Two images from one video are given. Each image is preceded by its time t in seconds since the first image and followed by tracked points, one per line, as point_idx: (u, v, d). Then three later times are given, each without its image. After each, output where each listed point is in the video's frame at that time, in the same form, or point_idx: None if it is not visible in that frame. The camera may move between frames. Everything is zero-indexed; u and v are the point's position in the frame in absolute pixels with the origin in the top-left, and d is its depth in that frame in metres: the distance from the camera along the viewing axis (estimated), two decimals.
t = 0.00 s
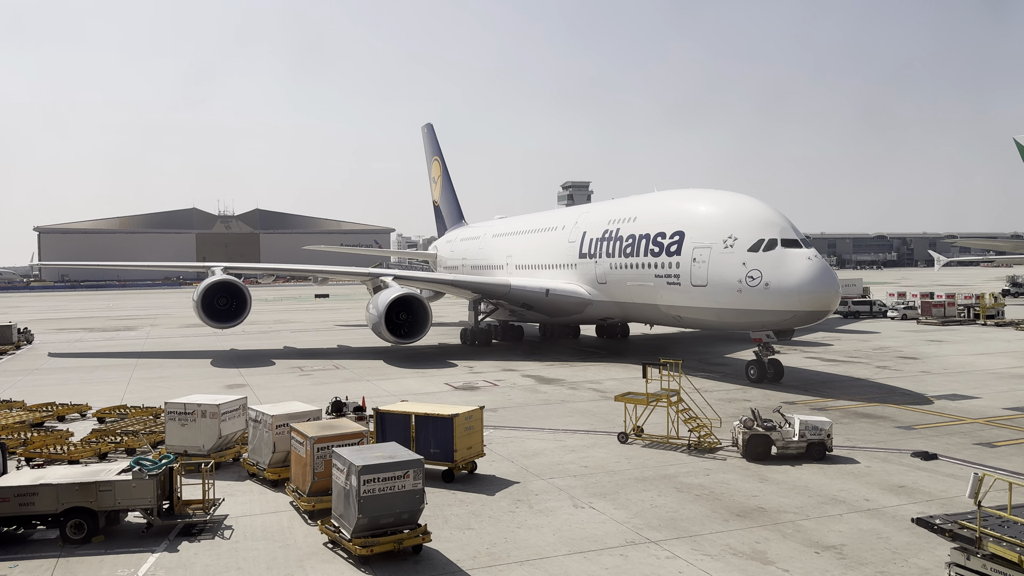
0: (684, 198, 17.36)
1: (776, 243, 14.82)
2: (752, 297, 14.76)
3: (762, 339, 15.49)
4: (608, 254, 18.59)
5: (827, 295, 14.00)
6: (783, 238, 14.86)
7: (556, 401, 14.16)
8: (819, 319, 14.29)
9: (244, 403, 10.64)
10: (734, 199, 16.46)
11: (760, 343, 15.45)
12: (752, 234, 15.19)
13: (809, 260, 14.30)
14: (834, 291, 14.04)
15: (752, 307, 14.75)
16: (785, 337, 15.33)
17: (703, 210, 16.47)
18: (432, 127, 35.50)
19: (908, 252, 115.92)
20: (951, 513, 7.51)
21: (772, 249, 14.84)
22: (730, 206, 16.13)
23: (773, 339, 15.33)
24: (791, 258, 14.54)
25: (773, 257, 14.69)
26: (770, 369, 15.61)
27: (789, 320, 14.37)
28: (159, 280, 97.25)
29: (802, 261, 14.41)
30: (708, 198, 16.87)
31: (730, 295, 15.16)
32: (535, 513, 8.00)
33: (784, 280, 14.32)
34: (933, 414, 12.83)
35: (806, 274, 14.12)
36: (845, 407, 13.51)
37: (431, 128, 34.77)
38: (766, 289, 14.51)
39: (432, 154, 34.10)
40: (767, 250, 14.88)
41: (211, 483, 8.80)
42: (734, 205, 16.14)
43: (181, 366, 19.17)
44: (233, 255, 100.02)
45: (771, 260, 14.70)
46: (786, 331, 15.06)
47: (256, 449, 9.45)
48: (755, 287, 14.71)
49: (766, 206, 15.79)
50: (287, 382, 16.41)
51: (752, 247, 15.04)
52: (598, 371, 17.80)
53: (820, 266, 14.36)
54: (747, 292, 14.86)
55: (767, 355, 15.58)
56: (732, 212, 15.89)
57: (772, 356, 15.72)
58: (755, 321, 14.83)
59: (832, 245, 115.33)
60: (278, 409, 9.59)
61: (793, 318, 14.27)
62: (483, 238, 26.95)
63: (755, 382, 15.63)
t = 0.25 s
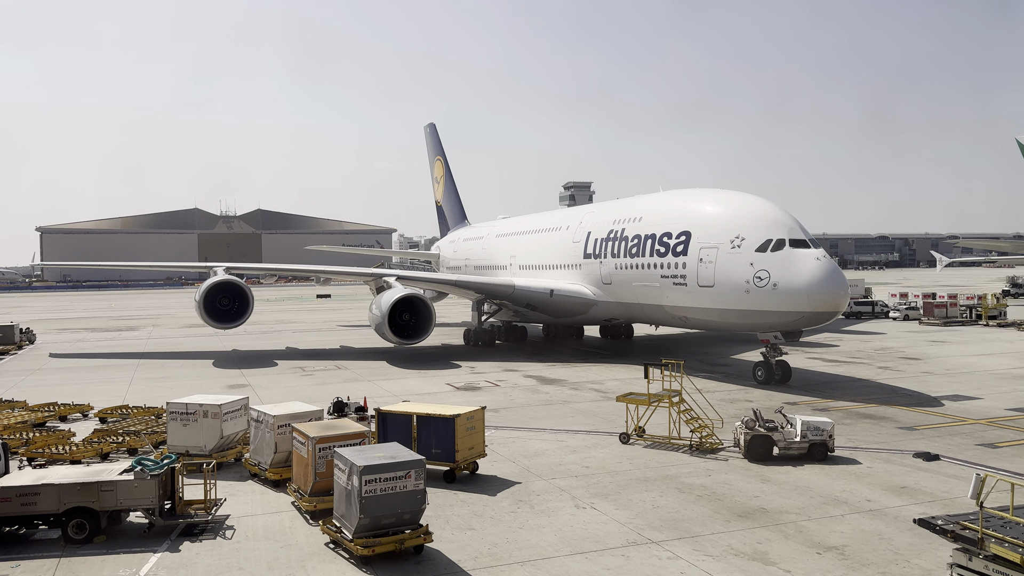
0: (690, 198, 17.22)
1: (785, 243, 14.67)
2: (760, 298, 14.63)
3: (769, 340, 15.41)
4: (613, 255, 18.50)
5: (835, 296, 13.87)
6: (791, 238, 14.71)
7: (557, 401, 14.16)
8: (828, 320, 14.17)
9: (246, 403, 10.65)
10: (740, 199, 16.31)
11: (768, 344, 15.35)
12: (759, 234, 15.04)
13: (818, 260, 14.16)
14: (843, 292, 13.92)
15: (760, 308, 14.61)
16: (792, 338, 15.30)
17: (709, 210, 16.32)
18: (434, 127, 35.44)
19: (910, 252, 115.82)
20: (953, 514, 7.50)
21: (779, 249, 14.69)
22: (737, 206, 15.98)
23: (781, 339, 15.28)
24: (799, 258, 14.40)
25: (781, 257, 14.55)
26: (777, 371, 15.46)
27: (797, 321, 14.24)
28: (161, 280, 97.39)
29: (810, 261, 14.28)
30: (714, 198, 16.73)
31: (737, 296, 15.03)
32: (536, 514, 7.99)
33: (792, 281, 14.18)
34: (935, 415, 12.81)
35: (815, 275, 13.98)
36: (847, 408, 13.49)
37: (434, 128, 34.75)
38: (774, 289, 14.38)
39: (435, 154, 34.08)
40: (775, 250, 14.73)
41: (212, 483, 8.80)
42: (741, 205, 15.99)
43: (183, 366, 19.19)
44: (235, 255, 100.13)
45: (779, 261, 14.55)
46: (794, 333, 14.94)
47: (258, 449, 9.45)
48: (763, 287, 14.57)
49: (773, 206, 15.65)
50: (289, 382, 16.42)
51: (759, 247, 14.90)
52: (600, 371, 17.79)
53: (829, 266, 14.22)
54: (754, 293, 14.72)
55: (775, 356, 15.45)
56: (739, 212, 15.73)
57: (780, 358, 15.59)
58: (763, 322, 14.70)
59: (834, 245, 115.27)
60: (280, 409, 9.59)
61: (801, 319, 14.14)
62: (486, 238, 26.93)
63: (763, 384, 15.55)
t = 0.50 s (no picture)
0: (696, 198, 17.15)
1: (792, 243, 14.60)
2: (767, 299, 14.55)
3: (777, 341, 15.24)
4: (618, 255, 18.46)
5: (844, 297, 13.82)
6: (799, 239, 14.64)
7: (559, 402, 14.16)
8: (836, 321, 14.10)
9: (247, 403, 10.65)
10: (746, 199, 16.24)
11: (775, 345, 15.18)
12: (766, 234, 14.96)
13: (826, 261, 14.09)
14: (852, 293, 13.87)
15: (768, 309, 14.54)
16: (801, 339, 15.14)
17: (715, 210, 16.24)
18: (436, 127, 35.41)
19: (912, 253, 115.73)
20: (955, 515, 7.50)
21: (787, 250, 14.62)
22: (743, 206, 15.90)
23: (789, 340, 15.11)
24: (807, 259, 14.33)
25: (788, 257, 14.47)
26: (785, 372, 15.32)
27: (805, 322, 14.17)
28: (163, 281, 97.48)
29: (818, 261, 14.21)
30: (720, 198, 16.66)
31: (744, 297, 14.95)
32: (538, 514, 7.99)
33: (800, 282, 14.11)
34: (937, 416, 12.79)
35: (824, 275, 13.92)
36: (849, 408, 13.48)
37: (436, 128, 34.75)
38: (782, 290, 14.31)
39: (437, 154, 34.09)
40: (782, 251, 14.66)
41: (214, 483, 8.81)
42: (747, 205, 15.91)
43: (185, 366, 19.20)
44: (237, 255, 100.20)
45: (787, 261, 14.48)
46: (801, 333, 14.88)
47: (259, 450, 9.46)
48: (771, 288, 14.49)
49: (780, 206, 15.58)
50: (290, 382, 16.44)
51: (767, 248, 14.82)
52: (601, 372, 17.79)
53: (837, 267, 14.17)
54: (762, 294, 14.64)
55: (782, 358, 15.27)
56: (746, 213, 15.66)
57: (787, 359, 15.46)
58: (771, 323, 14.62)
59: (836, 246, 115.20)
60: (281, 410, 9.60)
61: (809, 320, 14.09)
62: (489, 238, 26.93)
63: (770, 386, 15.43)
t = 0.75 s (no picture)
0: (701, 198, 17.05)
1: (800, 243, 14.48)
2: (774, 299, 14.46)
3: (784, 342, 15.15)
4: (623, 256, 18.43)
5: (852, 298, 13.70)
6: (806, 239, 14.51)
7: (560, 403, 14.16)
8: (845, 322, 13.98)
9: (249, 404, 10.66)
10: (752, 199, 16.13)
11: (781, 346, 15.12)
12: (773, 234, 14.85)
13: (834, 261, 13.97)
14: (859, 293, 13.75)
15: (775, 309, 14.45)
16: (808, 341, 15.06)
17: (721, 210, 16.14)
18: (438, 127, 35.30)
19: (913, 253, 115.67)
20: (957, 516, 7.49)
21: (794, 250, 14.50)
22: (749, 206, 15.79)
23: (796, 342, 15.01)
24: (814, 259, 14.23)
25: (795, 258, 14.36)
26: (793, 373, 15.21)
27: (813, 323, 14.07)
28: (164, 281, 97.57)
29: (826, 262, 14.10)
30: (725, 198, 16.56)
31: (751, 297, 14.87)
32: (539, 515, 7.98)
33: (807, 282, 14.01)
34: (939, 416, 12.78)
35: (831, 276, 13.81)
36: (850, 409, 13.47)
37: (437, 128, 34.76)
38: (789, 291, 14.21)
39: (438, 154, 34.12)
40: (790, 251, 14.55)
41: (216, 484, 8.82)
42: (754, 204, 15.79)
43: (186, 367, 19.21)
44: (238, 256, 100.27)
45: (794, 262, 14.37)
46: (808, 334, 14.80)
47: (261, 450, 9.46)
48: (778, 289, 14.39)
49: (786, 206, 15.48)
50: (292, 383, 16.44)
51: (773, 248, 14.71)
52: (602, 372, 17.78)
53: (845, 267, 14.05)
54: (769, 294, 14.55)
55: (789, 360, 15.18)
56: (753, 212, 15.55)
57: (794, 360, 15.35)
58: (778, 324, 14.53)
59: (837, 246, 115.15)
60: (283, 410, 9.60)
61: (817, 322, 13.98)
62: (491, 239, 26.92)
63: (776, 388, 15.31)
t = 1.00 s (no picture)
0: (707, 198, 16.99)
1: (807, 244, 14.39)
2: (781, 300, 14.34)
3: (791, 343, 15.07)
4: (627, 256, 18.41)
5: (860, 299, 13.57)
6: (814, 240, 14.41)
7: (561, 403, 14.16)
8: (853, 323, 13.83)
9: (250, 405, 10.66)
10: (758, 199, 16.05)
11: (788, 347, 15.05)
12: (780, 234, 14.75)
13: (842, 262, 13.86)
14: (867, 294, 13.61)
15: (781, 310, 14.34)
16: (815, 342, 14.90)
17: (727, 210, 16.07)
18: (440, 127, 35.11)
19: (914, 254, 115.53)
20: (958, 516, 7.48)
21: (801, 250, 14.41)
22: (756, 206, 15.72)
23: (803, 343, 14.95)
24: (822, 259, 14.13)
25: (803, 258, 14.26)
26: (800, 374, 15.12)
27: (820, 325, 13.94)
28: (165, 283, 97.62)
29: (834, 262, 13.99)
30: (732, 198, 16.49)
31: (757, 298, 14.75)
32: (540, 516, 7.99)
33: (815, 283, 13.89)
34: (940, 417, 12.77)
35: (839, 277, 13.70)
36: (851, 410, 13.46)
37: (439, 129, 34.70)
38: (796, 292, 14.09)
39: (440, 155, 34.11)
40: (796, 251, 14.45)
41: (217, 485, 8.82)
42: (760, 205, 15.72)
43: (187, 368, 19.21)
44: (239, 257, 100.32)
45: (801, 262, 14.27)
46: (816, 336, 14.65)
47: (262, 451, 9.46)
48: (785, 290, 14.28)
49: (792, 206, 15.40)
50: (293, 384, 16.45)
51: (781, 248, 14.61)
52: (604, 373, 17.77)
53: (853, 268, 13.94)
54: (775, 295, 14.44)
55: (796, 361, 15.12)
56: (759, 213, 15.47)
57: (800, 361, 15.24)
58: (784, 325, 14.42)
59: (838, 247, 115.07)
60: (284, 411, 9.61)
61: (825, 323, 13.85)
62: (494, 240, 26.93)
63: (784, 390, 15.12)
